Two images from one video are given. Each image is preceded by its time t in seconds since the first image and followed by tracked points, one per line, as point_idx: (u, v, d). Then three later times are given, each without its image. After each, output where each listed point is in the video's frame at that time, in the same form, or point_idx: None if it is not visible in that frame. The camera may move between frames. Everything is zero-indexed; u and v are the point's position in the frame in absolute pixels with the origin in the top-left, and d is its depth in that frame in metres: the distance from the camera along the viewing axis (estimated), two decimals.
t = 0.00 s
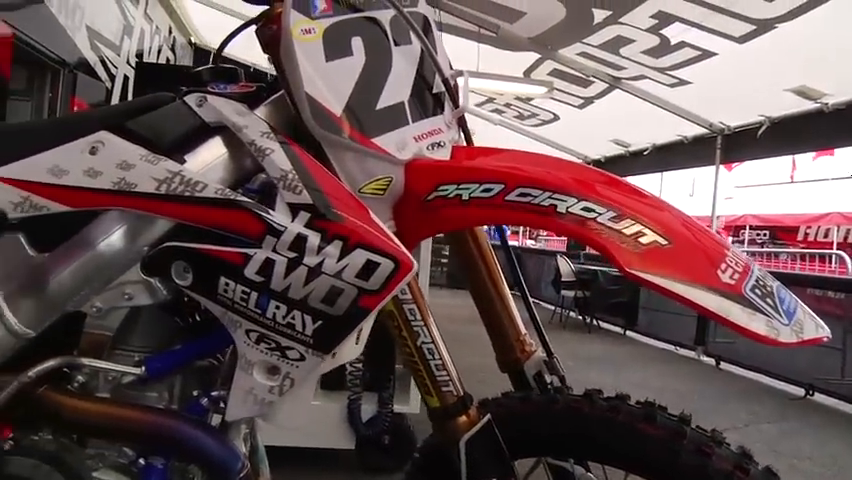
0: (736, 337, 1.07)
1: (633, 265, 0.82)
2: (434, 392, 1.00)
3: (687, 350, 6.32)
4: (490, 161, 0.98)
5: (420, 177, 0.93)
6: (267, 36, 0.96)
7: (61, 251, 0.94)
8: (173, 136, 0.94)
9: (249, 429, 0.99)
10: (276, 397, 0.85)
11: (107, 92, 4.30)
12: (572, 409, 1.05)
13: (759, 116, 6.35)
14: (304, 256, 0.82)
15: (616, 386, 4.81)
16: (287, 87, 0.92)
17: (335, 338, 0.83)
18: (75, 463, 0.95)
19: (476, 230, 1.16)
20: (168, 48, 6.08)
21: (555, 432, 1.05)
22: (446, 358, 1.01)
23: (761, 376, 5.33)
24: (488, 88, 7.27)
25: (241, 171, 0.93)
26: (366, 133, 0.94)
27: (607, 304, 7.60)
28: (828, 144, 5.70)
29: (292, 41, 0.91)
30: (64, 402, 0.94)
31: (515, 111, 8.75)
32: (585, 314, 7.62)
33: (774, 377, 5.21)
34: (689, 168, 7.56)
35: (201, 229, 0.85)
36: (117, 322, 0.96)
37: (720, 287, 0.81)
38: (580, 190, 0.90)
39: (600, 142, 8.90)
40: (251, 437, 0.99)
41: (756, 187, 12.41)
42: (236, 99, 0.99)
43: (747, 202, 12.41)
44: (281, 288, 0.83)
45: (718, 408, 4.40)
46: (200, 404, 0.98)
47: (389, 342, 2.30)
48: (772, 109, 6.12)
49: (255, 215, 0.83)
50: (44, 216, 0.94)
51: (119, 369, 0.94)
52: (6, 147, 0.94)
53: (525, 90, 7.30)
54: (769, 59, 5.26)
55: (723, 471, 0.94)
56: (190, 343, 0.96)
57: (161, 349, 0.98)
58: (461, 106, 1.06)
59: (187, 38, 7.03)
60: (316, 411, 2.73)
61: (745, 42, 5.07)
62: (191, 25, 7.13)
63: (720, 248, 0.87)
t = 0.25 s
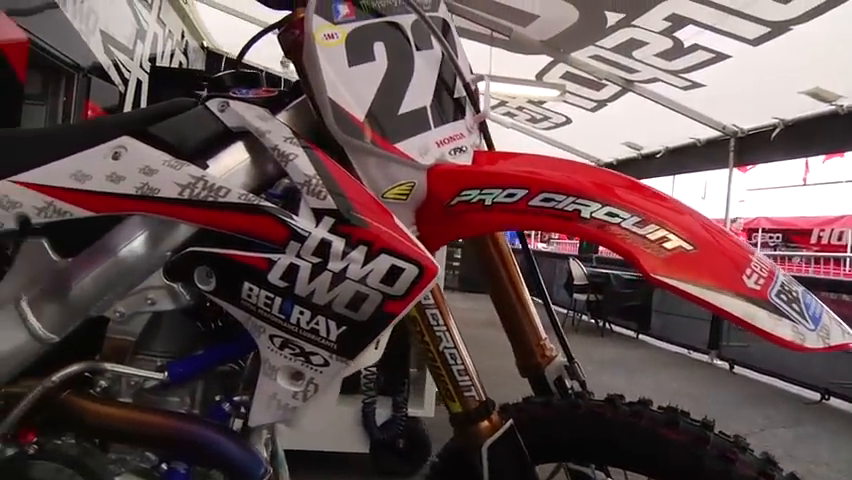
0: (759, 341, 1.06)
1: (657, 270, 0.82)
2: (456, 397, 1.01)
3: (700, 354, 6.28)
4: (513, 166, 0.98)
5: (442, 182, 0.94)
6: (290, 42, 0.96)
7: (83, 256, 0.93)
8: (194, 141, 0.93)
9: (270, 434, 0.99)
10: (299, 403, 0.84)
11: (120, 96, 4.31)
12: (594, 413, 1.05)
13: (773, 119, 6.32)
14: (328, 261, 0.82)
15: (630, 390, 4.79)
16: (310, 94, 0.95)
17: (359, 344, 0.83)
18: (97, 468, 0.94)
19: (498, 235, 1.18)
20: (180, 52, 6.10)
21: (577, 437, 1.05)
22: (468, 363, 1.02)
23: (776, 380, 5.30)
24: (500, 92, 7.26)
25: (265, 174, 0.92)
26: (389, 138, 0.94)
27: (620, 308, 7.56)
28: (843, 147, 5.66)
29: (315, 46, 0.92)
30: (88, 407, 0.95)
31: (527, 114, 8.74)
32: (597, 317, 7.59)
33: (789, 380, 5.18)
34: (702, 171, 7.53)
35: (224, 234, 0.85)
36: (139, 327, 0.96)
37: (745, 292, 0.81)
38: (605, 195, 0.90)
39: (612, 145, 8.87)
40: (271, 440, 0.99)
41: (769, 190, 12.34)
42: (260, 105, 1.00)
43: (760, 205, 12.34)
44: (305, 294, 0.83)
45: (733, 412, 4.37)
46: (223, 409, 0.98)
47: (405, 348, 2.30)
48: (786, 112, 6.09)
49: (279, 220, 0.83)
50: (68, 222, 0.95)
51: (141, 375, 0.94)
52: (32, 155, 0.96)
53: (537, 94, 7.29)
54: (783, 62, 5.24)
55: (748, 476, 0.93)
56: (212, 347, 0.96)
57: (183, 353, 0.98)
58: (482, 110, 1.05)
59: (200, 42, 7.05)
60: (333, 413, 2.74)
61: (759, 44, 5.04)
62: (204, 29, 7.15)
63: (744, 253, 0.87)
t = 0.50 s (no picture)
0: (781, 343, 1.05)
1: (682, 272, 0.82)
2: (478, 400, 1.02)
3: (713, 354, 6.24)
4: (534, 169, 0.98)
5: (465, 184, 0.94)
6: (312, 44, 0.97)
7: (106, 260, 0.93)
8: (216, 144, 0.93)
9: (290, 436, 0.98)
10: (323, 405, 0.84)
11: (132, 99, 4.33)
12: (616, 416, 1.04)
13: (786, 119, 6.28)
14: (352, 264, 0.82)
15: (643, 391, 4.76)
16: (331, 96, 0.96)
17: (384, 347, 0.83)
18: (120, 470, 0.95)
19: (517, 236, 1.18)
20: (191, 54, 6.12)
21: (598, 439, 1.04)
22: (490, 366, 1.03)
23: (790, 381, 5.26)
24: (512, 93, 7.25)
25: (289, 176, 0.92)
26: (411, 141, 0.95)
27: (631, 309, 7.52)
28: None
29: (337, 49, 0.94)
30: (111, 411, 0.95)
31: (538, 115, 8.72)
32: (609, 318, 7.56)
33: (803, 381, 5.14)
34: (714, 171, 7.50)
35: (247, 237, 0.86)
36: (161, 330, 0.96)
37: (770, 293, 0.80)
38: (627, 197, 0.90)
39: (624, 145, 8.85)
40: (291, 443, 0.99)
41: (782, 190, 12.26)
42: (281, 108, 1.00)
43: (773, 205, 12.27)
44: (328, 297, 0.83)
45: (747, 414, 4.35)
46: (245, 413, 0.97)
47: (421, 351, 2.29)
48: (799, 111, 6.05)
49: (302, 223, 0.84)
50: (91, 225, 0.95)
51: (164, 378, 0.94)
52: (55, 159, 0.96)
53: (549, 95, 7.27)
54: (796, 61, 5.21)
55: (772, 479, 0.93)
56: (235, 351, 0.96)
57: (204, 356, 0.98)
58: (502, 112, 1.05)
59: (210, 44, 7.07)
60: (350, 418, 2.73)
61: (772, 44, 5.02)
62: (215, 31, 7.17)
63: (769, 255, 0.86)
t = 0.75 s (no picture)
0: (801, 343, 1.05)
1: (704, 272, 0.82)
2: (499, 400, 1.02)
3: (724, 355, 6.19)
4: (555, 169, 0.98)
5: (485, 184, 0.94)
6: (333, 45, 0.97)
7: (125, 261, 0.93)
8: (236, 145, 0.93)
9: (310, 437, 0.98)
10: (345, 406, 0.84)
11: (143, 100, 4.34)
12: (636, 416, 1.04)
13: (798, 117, 6.24)
14: (375, 265, 0.82)
15: (654, 391, 4.74)
16: (352, 97, 0.96)
17: (408, 347, 0.83)
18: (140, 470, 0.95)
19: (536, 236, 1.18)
20: (202, 55, 6.15)
21: (617, 440, 1.04)
22: (510, 366, 1.02)
23: (803, 381, 5.21)
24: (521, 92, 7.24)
25: (310, 175, 0.92)
26: (431, 141, 0.96)
27: (642, 309, 7.48)
28: None
29: (357, 49, 0.93)
30: (132, 412, 0.95)
31: (549, 115, 8.70)
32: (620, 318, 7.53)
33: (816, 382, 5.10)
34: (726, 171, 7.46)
35: (268, 238, 0.86)
36: (182, 331, 0.96)
37: (793, 294, 0.80)
38: (649, 197, 0.90)
39: (635, 145, 8.81)
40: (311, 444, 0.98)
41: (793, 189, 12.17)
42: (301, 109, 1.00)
43: (785, 205, 12.18)
44: (351, 298, 0.83)
45: (759, 415, 4.32)
46: (265, 414, 0.97)
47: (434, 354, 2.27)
48: (811, 110, 6.02)
49: (324, 224, 0.84)
50: (112, 227, 0.95)
51: (184, 379, 0.94)
52: (76, 161, 0.96)
53: (559, 95, 7.26)
54: (808, 60, 5.18)
55: None
56: (255, 351, 0.95)
57: (224, 356, 0.98)
58: (521, 113, 1.05)
59: (220, 46, 7.09)
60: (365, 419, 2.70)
61: (784, 43, 5.00)
62: (225, 33, 7.19)
63: (792, 255, 0.86)
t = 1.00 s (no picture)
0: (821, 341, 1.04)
1: (725, 271, 0.81)
2: (518, 399, 1.02)
3: (736, 355, 6.13)
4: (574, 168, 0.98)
5: (505, 184, 0.95)
6: (351, 44, 0.97)
7: (145, 261, 0.93)
8: (255, 145, 0.93)
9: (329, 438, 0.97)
10: (366, 405, 0.84)
11: (154, 101, 4.34)
12: (654, 416, 1.03)
13: (810, 116, 6.20)
14: (396, 265, 0.82)
15: (665, 392, 4.72)
16: (370, 97, 0.97)
17: (429, 347, 0.84)
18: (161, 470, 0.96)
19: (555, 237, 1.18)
20: (212, 55, 6.16)
21: (636, 438, 1.04)
22: (530, 366, 1.03)
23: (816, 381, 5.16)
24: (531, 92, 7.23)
25: (329, 173, 0.91)
26: (451, 141, 0.96)
27: (653, 309, 7.42)
28: None
29: (376, 49, 0.93)
30: (154, 412, 0.95)
31: (559, 114, 8.68)
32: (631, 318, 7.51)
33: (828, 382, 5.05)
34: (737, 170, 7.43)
35: (289, 238, 0.86)
36: (202, 331, 0.96)
37: (815, 293, 0.80)
38: (670, 196, 0.90)
39: (645, 144, 8.79)
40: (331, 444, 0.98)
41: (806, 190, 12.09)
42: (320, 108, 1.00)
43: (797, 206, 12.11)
44: (372, 298, 0.83)
45: (772, 415, 4.29)
46: (285, 413, 0.97)
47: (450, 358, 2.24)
48: (823, 108, 5.98)
49: (346, 224, 0.84)
50: (132, 227, 0.95)
51: (204, 379, 0.94)
52: (97, 160, 0.96)
53: (569, 94, 7.24)
54: (819, 58, 5.16)
55: None
56: (275, 351, 0.95)
57: (244, 356, 0.98)
58: (539, 113, 1.05)
59: (230, 46, 7.10)
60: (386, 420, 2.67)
61: (796, 40, 4.97)
62: (235, 33, 7.20)
63: (814, 254, 0.85)
